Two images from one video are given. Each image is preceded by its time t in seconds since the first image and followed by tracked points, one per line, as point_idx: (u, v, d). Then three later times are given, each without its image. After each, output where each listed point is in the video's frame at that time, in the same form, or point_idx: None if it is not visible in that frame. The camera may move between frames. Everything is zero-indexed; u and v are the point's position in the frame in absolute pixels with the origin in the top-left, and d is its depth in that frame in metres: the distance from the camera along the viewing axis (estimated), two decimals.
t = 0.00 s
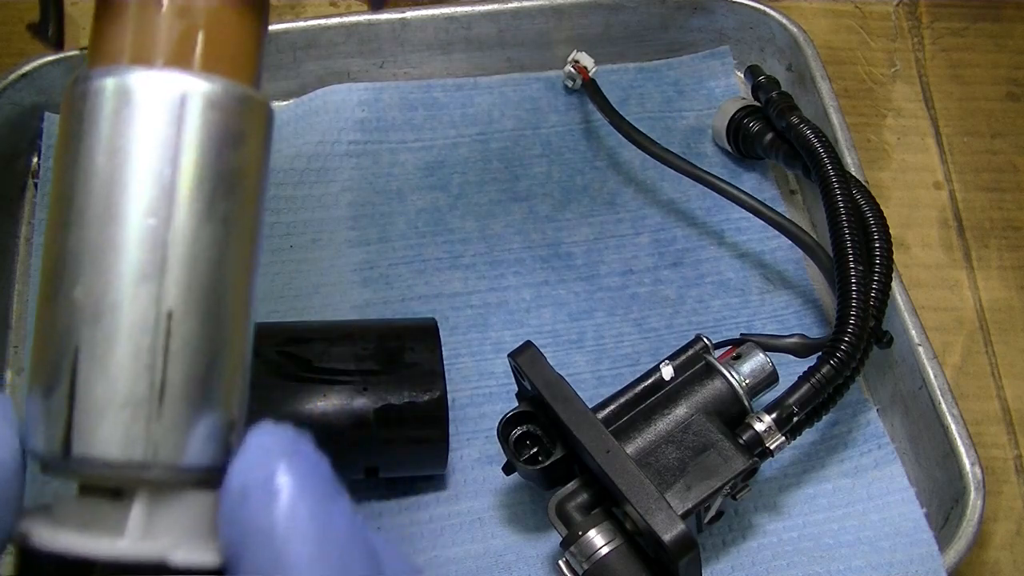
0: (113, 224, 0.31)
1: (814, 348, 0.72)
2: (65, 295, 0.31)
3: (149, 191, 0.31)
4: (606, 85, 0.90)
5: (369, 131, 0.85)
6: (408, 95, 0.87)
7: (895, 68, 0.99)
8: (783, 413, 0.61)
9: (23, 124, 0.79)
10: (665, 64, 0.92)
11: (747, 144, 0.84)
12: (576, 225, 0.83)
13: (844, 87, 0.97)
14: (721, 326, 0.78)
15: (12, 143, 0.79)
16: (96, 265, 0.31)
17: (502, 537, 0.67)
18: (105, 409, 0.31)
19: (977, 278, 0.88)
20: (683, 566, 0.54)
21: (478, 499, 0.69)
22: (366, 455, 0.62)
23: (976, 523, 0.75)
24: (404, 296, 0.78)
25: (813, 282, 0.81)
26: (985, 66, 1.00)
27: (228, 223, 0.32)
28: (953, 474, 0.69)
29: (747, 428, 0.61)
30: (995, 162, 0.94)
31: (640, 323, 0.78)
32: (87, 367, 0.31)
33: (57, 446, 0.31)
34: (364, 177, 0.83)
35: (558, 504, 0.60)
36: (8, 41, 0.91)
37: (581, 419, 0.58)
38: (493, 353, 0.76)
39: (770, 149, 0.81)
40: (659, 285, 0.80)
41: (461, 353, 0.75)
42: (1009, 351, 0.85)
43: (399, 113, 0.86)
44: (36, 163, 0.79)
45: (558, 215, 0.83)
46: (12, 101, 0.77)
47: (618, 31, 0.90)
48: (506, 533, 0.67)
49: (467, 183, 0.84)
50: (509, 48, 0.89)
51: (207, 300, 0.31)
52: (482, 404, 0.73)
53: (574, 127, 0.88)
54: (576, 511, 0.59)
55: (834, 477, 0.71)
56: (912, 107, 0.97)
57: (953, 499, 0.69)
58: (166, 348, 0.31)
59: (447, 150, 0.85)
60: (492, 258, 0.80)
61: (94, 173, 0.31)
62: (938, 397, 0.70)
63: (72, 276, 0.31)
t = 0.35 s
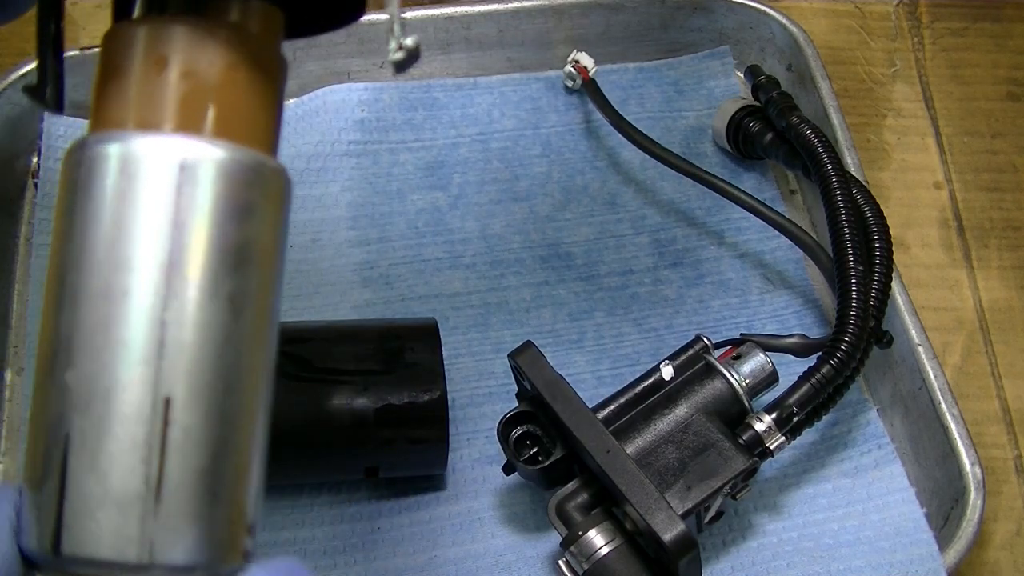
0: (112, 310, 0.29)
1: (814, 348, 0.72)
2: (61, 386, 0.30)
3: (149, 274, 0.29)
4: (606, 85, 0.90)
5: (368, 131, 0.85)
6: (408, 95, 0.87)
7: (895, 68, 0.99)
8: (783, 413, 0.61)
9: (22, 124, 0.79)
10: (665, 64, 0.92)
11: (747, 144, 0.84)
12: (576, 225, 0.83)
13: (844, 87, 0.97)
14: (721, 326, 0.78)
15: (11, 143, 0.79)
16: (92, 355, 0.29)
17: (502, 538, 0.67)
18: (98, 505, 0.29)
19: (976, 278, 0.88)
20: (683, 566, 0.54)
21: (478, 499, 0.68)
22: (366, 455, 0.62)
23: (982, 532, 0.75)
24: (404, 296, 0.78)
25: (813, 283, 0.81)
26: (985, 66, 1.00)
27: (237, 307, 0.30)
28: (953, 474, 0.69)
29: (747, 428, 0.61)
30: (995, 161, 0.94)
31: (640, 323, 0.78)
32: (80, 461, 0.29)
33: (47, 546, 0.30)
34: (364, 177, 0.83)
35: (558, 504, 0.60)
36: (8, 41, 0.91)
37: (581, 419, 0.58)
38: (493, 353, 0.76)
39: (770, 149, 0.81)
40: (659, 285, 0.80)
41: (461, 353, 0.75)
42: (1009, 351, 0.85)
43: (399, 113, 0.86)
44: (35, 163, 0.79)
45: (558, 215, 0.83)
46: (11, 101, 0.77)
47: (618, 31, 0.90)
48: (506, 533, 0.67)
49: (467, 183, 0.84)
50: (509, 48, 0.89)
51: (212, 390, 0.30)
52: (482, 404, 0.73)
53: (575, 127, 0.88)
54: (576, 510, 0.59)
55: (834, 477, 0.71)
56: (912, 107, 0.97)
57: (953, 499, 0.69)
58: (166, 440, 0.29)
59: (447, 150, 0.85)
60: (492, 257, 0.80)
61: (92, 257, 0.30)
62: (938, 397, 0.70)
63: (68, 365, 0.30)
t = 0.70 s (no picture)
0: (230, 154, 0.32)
1: (815, 348, 0.72)
2: (178, 233, 0.32)
3: (269, 122, 0.32)
4: (606, 85, 0.90)
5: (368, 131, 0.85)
6: (408, 95, 0.87)
7: (895, 68, 0.99)
8: (783, 413, 0.61)
9: (22, 123, 0.79)
10: (665, 64, 0.92)
11: (747, 144, 0.84)
12: (576, 225, 0.83)
13: (844, 86, 0.97)
14: (721, 326, 0.78)
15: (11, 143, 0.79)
16: (202, 207, 0.32)
17: (502, 537, 0.67)
18: (212, 343, 0.31)
19: (976, 278, 0.88)
20: (683, 566, 0.54)
21: (478, 499, 0.68)
22: (366, 455, 0.62)
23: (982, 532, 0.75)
24: (404, 296, 0.78)
25: (813, 283, 0.81)
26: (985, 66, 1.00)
27: (342, 149, 0.34)
28: (953, 474, 0.69)
29: (747, 428, 0.61)
30: (995, 161, 0.94)
31: (640, 323, 0.78)
32: (191, 306, 0.32)
33: (171, 386, 0.31)
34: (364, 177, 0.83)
35: (558, 503, 0.60)
36: (8, 40, 0.91)
37: (581, 419, 0.58)
38: (493, 353, 0.76)
39: (770, 149, 0.81)
40: (659, 285, 0.80)
41: (461, 353, 0.75)
42: (1009, 350, 0.85)
43: (399, 113, 0.86)
44: (35, 162, 0.79)
45: (558, 215, 0.83)
46: (12, 101, 0.77)
47: (618, 31, 0.90)
48: (506, 532, 0.67)
49: (467, 183, 0.84)
50: (509, 48, 0.89)
51: (325, 225, 0.33)
52: (482, 404, 0.73)
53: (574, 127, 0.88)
54: (577, 510, 0.59)
55: (834, 477, 0.71)
56: (912, 107, 0.97)
57: (953, 499, 0.69)
58: (290, 269, 0.32)
59: (447, 150, 0.85)
60: (492, 257, 0.80)
61: (206, 112, 0.32)
62: (938, 396, 0.70)
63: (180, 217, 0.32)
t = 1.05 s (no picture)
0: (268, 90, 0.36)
1: (815, 348, 0.72)
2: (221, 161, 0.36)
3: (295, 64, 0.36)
4: (606, 85, 0.90)
5: (368, 131, 0.85)
6: (407, 95, 0.87)
7: (895, 68, 0.99)
8: (783, 413, 0.61)
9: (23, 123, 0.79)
10: (665, 63, 0.92)
11: (747, 144, 0.84)
12: (576, 225, 0.83)
13: (844, 86, 0.97)
14: (721, 326, 0.78)
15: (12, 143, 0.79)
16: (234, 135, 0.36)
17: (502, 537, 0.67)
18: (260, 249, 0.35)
19: (977, 278, 0.88)
20: (682, 565, 0.54)
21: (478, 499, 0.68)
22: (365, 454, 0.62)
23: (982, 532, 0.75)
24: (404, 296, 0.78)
25: (813, 282, 0.81)
26: (985, 66, 1.00)
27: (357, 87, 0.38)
28: (953, 474, 0.69)
29: (747, 428, 0.61)
30: (995, 161, 0.94)
31: (640, 323, 0.78)
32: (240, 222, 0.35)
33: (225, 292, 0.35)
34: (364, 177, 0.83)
35: (558, 504, 0.60)
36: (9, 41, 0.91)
37: (581, 419, 0.58)
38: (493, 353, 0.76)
39: (770, 149, 0.81)
40: (659, 285, 0.80)
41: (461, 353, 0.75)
42: (1009, 351, 0.85)
43: (399, 113, 0.86)
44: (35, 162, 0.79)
45: (558, 215, 0.83)
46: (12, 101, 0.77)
47: (618, 31, 0.90)
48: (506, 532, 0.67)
49: (467, 183, 0.84)
50: (509, 48, 0.90)
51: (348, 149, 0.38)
52: (482, 404, 0.73)
53: (574, 127, 0.88)
54: (576, 510, 0.59)
55: (835, 477, 0.71)
56: (912, 107, 0.97)
57: (953, 499, 0.69)
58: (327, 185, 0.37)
59: (447, 150, 0.85)
60: (492, 258, 0.80)
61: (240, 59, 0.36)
62: (938, 396, 0.70)
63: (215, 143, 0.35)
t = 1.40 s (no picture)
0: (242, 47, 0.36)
1: (815, 348, 0.72)
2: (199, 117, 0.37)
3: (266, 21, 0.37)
4: (605, 85, 0.90)
5: (368, 131, 0.85)
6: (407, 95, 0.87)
7: (895, 68, 0.99)
8: (783, 413, 0.61)
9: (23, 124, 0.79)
10: (665, 63, 0.92)
11: (747, 144, 0.84)
12: (576, 225, 0.83)
13: (844, 86, 0.97)
14: (721, 326, 0.78)
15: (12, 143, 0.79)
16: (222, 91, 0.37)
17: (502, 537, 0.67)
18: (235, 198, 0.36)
19: (977, 278, 0.88)
20: (682, 565, 0.54)
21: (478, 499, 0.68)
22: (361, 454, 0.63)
23: (982, 532, 0.75)
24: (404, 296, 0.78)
25: (813, 283, 0.81)
26: (985, 66, 1.00)
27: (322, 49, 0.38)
28: (953, 474, 0.69)
29: (747, 428, 0.61)
30: (995, 161, 0.94)
31: (640, 324, 0.78)
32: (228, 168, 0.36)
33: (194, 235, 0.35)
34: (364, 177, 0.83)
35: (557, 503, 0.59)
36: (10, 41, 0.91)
37: (581, 419, 0.58)
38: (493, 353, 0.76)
39: (770, 149, 0.81)
40: (659, 285, 0.80)
41: (461, 353, 0.75)
42: (1009, 351, 0.85)
43: (399, 113, 0.86)
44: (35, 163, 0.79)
45: (558, 215, 0.83)
46: (12, 101, 0.77)
47: (618, 31, 0.90)
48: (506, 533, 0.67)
49: (467, 183, 0.84)
50: (509, 49, 0.90)
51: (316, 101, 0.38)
52: (482, 404, 0.73)
53: (574, 127, 0.88)
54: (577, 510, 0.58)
55: (835, 477, 0.71)
56: (912, 107, 0.97)
57: (953, 499, 0.69)
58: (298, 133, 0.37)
59: (447, 150, 0.85)
60: (492, 257, 0.80)
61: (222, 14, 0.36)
62: (938, 396, 0.70)
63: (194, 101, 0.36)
